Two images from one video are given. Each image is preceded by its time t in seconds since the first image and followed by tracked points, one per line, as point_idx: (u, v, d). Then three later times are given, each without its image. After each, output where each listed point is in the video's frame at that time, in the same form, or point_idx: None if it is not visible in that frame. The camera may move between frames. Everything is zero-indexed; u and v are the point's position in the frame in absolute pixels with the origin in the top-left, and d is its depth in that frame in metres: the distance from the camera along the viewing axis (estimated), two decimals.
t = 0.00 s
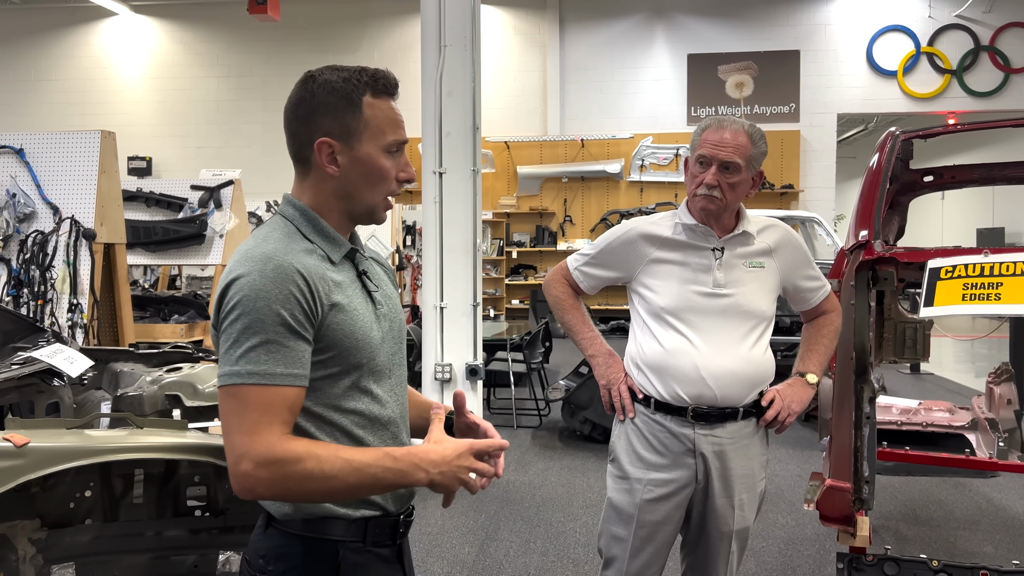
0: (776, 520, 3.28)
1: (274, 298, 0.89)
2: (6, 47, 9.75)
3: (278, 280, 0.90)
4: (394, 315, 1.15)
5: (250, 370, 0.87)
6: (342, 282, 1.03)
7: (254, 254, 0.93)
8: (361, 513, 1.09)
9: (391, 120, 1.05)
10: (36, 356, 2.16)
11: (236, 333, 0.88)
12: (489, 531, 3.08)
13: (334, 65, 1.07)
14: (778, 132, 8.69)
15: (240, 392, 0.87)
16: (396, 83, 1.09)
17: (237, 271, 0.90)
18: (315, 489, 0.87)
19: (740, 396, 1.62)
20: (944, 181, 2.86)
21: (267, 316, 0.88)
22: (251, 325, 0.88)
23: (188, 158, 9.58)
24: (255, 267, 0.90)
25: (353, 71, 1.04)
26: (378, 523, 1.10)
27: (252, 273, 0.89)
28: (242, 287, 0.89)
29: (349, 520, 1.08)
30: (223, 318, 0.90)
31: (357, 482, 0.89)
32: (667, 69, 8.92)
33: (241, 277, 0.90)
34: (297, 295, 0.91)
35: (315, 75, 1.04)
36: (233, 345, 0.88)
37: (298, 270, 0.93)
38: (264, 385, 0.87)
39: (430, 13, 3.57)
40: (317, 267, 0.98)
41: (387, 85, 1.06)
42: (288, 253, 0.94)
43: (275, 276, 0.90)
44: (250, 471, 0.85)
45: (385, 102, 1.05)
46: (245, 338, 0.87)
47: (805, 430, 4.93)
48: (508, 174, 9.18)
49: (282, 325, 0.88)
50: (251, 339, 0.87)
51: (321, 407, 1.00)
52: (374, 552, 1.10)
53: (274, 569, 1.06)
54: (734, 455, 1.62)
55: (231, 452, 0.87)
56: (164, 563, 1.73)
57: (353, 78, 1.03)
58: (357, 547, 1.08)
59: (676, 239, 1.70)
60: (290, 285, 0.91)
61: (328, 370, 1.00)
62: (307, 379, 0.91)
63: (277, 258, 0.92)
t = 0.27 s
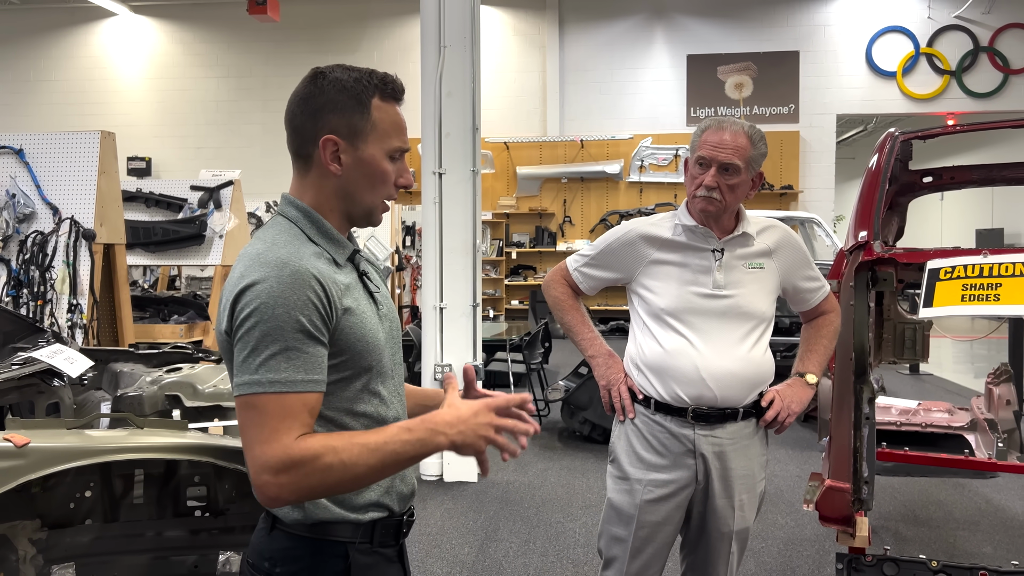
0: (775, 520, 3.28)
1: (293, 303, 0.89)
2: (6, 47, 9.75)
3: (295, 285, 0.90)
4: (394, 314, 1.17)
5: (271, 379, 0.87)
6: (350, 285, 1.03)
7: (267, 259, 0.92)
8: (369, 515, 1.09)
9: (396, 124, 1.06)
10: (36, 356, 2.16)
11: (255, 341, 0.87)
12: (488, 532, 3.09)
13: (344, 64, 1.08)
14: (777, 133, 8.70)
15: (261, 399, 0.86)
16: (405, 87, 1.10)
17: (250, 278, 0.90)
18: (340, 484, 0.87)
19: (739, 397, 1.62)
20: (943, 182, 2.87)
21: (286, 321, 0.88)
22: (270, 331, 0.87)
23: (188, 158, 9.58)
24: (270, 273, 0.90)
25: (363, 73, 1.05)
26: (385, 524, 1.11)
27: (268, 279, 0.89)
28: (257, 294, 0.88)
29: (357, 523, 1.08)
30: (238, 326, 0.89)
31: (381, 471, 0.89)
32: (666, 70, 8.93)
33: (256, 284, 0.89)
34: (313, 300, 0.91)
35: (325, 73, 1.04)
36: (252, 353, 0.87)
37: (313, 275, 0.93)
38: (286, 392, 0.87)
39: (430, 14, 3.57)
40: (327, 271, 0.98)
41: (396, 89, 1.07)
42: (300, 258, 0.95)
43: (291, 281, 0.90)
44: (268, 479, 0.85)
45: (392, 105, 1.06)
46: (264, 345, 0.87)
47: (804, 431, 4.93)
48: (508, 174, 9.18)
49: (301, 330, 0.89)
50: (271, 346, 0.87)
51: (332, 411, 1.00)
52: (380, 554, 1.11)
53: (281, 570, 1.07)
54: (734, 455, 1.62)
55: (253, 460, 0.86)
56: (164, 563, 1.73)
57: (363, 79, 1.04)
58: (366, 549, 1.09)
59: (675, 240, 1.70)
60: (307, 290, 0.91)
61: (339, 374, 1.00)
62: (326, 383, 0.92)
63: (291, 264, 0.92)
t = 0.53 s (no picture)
0: (774, 521, 3.28)
1: (301, 298, 0.89)
2: (6, 48, 9.75)
3: (301, 279, 0.90)
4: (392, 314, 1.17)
5: (283, 377, 0.87)
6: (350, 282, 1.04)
7: (270, 254, 0.92)
8: (370, 516, 1.09)
9: (401, 130, 1.05)
10: (36, 356, 2.16)
11: (263, 338, 0.87)
12: (488, 532, 3.09)
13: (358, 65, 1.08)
14: (776, 133, 8.70)
15: (274, 397, 0.86)
16: (413, 92, 1.09)
17: (255, 275, 0.89)
18: (363, 472, 0.88)
19: (739, 398, 1.62)
20: (942, 183, 2.87)
21: (295, 317, 0.88)
22: (278, 327, 0.87)
23: (187, 159, 9.58)
24: (276, 269, 0.89)
25: (373, 75, 1.05)
26: (384, 524, 1.11)
27: (273, 275, 0.89)
28: (263, 292, 0.88)
29: (359, 523, 1.08)
30: (244, 324, 0.89)
31: (402, 455, 0.90)
32: (666, 71, 8.93)
33: (262, 280, 0.89)
34: (320, 295, 0.91)
35: (336, 72, 1.04)
36: (262, 350, 0.87)
37: (318, 270, 0.94)
38: (300, 389, 0.87)
39: (430, 14, 3.57)
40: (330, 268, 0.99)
41: (405, 94, 1.06)
42: (304, 254, 0.95)
43: (297, 275, 0.90)
44: (291, 475, 0.85)
45: (399, 109, 1.05)
46: (273, 341, 0.87)
47: (804, 432, 4.93)
48: (507, 175, 9.18)
49: (311, 325, 0.89)
50: (281, 340, 0.87)
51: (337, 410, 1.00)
52: (381, 554, 1.11)
53: (282, 572, 1.07)
54: (734, 456, 1.62)
55: (275, 460, 0.86)
56: (164, 563, 1.73)
57: (372, 81, 1.03)
58: (367, 549, 1.09)
59: (675, 240, 1.71)
60: (314, 286, 0.91)
61: (343, 372, 1.00)
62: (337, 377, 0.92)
63: (295, 258, 0.92)
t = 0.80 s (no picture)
0: (774, 521, 3.28)
1: (290, 296, 0.89)
2: (5, 48, 9.75)
3: (289, 278, 0.90)
4: (393, 315, 1.17)
5: (275, 374, 0.86)
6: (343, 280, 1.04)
7: (262, 253, 0.92)
8: (366, 516, 1.09)
9: (397, 132, 1.03)
10: (37, 356, 2.16)
11: (254, 335, 0.87)
12: (488, 532, 3.09)
13: (357, 66, 1.07)
14: (777, 134, 8.70)
15: (268, 394, 0.87)
16: (413, 93, 1.06)
17: (245, 274, 0.90)
18: (366, 471, 0.87)
19: (739, 398, 1.62)
20: (942, 183, 2.87)
21: (284, 313, 0.88)
22: (269, 325, 0.87)
23: (187, 159, 9.58)
24: (265, 267, 0.90)
25: (370, 75, 1.04)
26: (382, 525, 1.11)
27: (263, 272, 0.89)
28: (253, 289, 0.88)
29: (355, 524, 1.08)
30: (236, 322, 0.89)
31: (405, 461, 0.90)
32: (666, 71, 8.93)
33: (252, 277, 0.89)
34: (309, 293, 0.92)
35: (334, 74, 1.04)
36: (253, 348, 0.87)
37: (307, 268, 0.94)
38: (294, 385, 0.87)
39: (430, 14, 3.58)
40: (322, 266, 0.99)
41: (404, 95, 1.04)
42: (295, 253, 0.95)
43: (285, 273, 0.90)
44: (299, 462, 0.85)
45: (396, 111, 1.03)
46: (264, 338, 0.87)
47: (804, 432, 4.93)
48: (508, 175, 9.18)
49: (300, 322, 0.89)
50: (272, 337, 0.87)
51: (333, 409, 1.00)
52: (378, 554, 1.11)
53: (278, 572, 1.07)
54: (734, 456, 1.62)
55: (277, 457, 0.86)
56: (164, 563, 1.73)
57: (367, 82, 1.02)
58: (362, 550, 1.09)
59: (675, 241, 1.70)
60: (303, 283, 0.91)
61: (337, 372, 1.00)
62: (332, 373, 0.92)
63: (284, 256, 0.92)
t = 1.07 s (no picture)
0: (774, 522, 3.28)
1: (272, 288, 0.89)
2: (5, 47, 9.75)
3: (271, 271, 0.90)
4: (394, 316, 1.16)
5: (258, 361, 0.84)
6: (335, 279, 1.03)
7: (250, 250, 0.93)
8: (359, 516, 1.09)
9: (380, 122, 1.02)
10: (37, 356, 2.17)
11: (237, 326, 0.87)
12: (488, 532, 3.08)
13: (342, 62, 1.08)
14: (777, 134, 8.70)
15: (249, 384, 0.84)
16: (398, 83, 1.05)
17: (232, 270, 0.90)
18: (345, 457, 0.80)
19: (739, 398, 1.62)
20: (943, 183, 2.87)
21: (266, 303, 0.87)
22: (251, 314, 0.87)
23: (187, 159, 9.58)
24: (249, 262, 0.90)
25: (353, 68, 1.04)
26: (378, 526, 1.11)
27: (247, 266, 0.90)
28: (238, 282, 0.88)
29: (349, 524, 1.08)
30: (223, 315, 0.89)
31: (388, 449, 0.81)
32: (666, 71, 8.93)
33: (236, 272, 0.90)
34: (292, 285, 0.91)
35: (320, 72, 1.05)
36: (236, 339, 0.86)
37: (292, 263, 0.94)
38: (275, 371, 0.84)
39: (430, 14, 3.58)
40: (312, 264, 0.99)
41: (386, 85, 1.04)
42: (282, 249, 0.96)
43: (266, 267, 0.90)
44: (284, 456, 0.79)
45: (381, 103, 1.03)
46: (246, 328, 0.86)
47: (804, 432, 4.93)
48: (508, 175, 9.17)
49: (282, 311, 0.88)
50: (253, 325, 0.86)
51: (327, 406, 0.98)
52: (374, 556, 1.11)
53: (272, 571, 1.07)
54: (734, 456, 1.62)
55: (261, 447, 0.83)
56: (164, 563, 1.73)
57: (349, 75, 1.02)
58: (356, 551, 1.09)
59: (675, 241, 1.70)
60: (286, 276, 0.91)
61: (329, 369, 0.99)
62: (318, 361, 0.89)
63: (271, 253, 0.93)
